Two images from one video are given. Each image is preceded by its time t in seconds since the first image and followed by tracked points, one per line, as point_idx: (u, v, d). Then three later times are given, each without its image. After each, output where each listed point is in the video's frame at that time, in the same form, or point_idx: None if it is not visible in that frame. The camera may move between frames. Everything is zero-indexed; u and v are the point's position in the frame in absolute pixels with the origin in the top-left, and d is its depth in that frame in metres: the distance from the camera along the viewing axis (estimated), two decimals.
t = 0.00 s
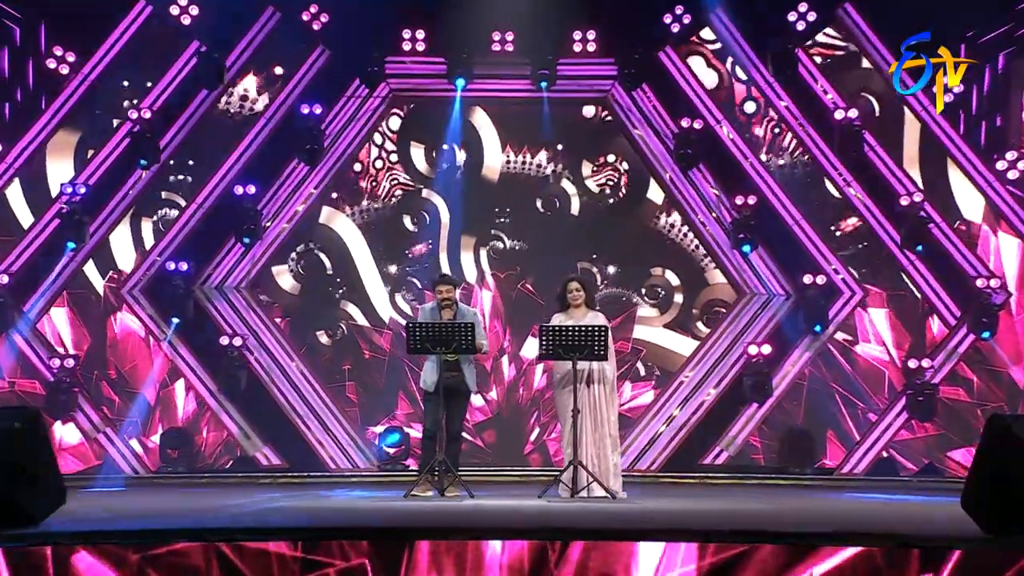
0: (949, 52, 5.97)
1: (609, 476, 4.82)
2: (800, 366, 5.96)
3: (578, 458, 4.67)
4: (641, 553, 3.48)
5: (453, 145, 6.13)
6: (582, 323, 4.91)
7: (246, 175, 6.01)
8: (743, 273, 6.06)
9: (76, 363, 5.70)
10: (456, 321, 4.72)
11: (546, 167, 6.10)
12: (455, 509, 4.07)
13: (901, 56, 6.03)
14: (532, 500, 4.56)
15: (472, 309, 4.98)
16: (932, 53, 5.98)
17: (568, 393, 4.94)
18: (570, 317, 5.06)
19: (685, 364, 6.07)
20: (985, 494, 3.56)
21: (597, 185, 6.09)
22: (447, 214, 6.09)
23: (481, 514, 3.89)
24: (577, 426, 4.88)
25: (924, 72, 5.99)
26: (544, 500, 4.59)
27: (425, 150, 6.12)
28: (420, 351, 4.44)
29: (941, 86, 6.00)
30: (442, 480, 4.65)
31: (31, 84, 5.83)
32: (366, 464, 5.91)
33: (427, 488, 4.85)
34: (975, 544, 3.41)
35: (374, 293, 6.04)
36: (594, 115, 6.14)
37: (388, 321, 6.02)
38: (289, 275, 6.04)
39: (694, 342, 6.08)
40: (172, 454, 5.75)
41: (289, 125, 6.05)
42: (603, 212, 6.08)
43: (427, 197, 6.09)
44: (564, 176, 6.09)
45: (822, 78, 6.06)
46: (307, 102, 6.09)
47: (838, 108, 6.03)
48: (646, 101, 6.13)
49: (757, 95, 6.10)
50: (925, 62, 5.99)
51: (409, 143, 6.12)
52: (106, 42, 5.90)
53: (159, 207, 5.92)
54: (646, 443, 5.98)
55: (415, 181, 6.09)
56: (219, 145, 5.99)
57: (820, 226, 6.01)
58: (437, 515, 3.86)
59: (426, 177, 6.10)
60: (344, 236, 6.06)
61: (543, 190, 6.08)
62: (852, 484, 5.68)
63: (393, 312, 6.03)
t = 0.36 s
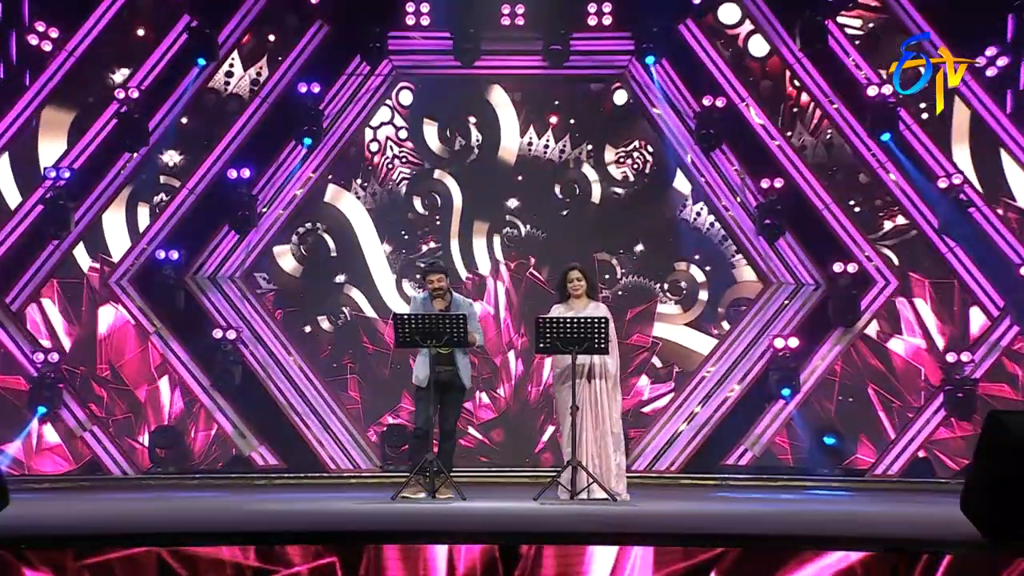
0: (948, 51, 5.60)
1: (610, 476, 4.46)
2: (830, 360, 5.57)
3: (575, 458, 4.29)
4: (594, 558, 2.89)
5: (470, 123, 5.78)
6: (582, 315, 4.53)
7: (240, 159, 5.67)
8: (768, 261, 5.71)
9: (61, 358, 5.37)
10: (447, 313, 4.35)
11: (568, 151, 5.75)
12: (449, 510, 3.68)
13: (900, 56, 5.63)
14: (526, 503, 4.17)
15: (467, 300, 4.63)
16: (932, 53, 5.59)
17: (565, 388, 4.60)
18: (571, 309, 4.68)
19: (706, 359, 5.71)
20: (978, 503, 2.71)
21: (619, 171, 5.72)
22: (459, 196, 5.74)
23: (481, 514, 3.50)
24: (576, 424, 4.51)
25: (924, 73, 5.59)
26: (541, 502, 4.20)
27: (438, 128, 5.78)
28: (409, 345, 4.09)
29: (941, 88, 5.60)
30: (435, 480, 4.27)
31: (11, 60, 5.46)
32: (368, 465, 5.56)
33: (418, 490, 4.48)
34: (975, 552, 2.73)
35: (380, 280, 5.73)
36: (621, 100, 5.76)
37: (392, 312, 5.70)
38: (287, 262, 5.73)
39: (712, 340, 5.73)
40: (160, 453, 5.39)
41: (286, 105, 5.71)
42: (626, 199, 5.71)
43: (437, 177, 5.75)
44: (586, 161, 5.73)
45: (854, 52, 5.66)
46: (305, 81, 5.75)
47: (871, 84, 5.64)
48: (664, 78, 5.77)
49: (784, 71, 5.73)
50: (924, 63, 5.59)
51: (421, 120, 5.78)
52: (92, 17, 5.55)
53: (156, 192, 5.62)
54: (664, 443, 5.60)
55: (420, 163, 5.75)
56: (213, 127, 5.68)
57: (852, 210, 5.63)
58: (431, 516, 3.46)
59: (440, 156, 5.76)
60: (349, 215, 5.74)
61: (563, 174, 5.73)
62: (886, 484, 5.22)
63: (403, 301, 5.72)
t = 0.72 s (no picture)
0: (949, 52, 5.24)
1: (620, 479, 4.08)
2: (872, 355, 5.19)
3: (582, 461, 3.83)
4: (551, 562, 2.78)
5: (495, 103, 5.44)
6: (592, 306, 4.09)
7: (243, 142, 5.37)
8: (806, 249, 5.33)
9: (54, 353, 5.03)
10: (448, 304, 3.91)
11: (594, 134, 5.39)
12: (447, 513, 3.29)
13: (900, 55, 5.28)
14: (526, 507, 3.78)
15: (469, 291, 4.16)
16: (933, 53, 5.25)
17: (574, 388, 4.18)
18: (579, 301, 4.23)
19: (740, 353, 5.34)
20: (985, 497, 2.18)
21: (654, 159, 5.38)
22: (481, 181, 5.40)
23: (487, 517, 3.20)
24: (585, 422, 4.11)
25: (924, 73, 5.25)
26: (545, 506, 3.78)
27: (461, 105, 5.43)
28: (406, 338, 3.75)
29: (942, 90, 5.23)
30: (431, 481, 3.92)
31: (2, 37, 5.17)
32: (379, 467, 5.24)
33: (416, 493, 4.05)
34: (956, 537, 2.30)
35: (395, 267, 5.40)
36: (648, 77, 5.41)
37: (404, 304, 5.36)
38: (295, 253, 5.40)
39: (742, 340, 5.36)
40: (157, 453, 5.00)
41: (292, 85, 5.41)
42: (657, 187, 5.37)
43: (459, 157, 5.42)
44: (617, 147, 5.38)
45: (898, 25, 5.30)
46: (311, 58, 5.43)
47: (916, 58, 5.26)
48: (694, 53, 5.39)
49: (823, 44, 5.36)
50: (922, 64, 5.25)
51: (442, 96, 5.44)
52: None
53: (156, 176, 5.31)
54: (695, 441, 5.24)
55: (435, 144, 5.42)
56: (215, 108, 5.37)
57: (897, 193, 5.25)
58: (430, 522, 3.13)
59: (461, 136, 5.42)
60: (365, 193, 5.42)
61: (592, 159, 5.38)
62: (934, 488, 4.74)
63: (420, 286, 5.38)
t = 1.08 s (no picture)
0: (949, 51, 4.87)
1: (630, 479, 3.84)
2: (917, 348, 4.85)
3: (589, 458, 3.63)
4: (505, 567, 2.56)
5: (523, 80, 5.13)
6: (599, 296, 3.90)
7: (248, 125, 5.09)
8: (846, 235, 4.99)
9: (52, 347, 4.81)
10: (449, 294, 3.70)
11: (624, 116, 5.08)
12: (443, 519, 3.10)
13: (900, 55, 4.96)
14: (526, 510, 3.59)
15: (470, 278, 3.98)
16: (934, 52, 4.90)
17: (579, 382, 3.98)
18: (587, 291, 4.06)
19: (776, 347, 5.01)
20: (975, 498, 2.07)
21: (691, 146, 5.06)
22: (508, 162, 5.12)
23: (484, 526, 3.03)
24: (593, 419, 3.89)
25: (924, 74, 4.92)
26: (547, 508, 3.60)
27: (490, 82, 5.13)
28: (404, 331, 3.54)
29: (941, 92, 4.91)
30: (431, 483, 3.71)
31: None
32: (392, 467, 4.97)
33: (416, 495, 3.85)
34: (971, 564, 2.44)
35: (416, 253, 5.11)
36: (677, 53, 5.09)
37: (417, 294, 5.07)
38: (304, 242, 5.12)
39: (773, 338, 5.03)
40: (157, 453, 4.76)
41: (299, 63, 5.12)
42: (687, 171, 5.06)
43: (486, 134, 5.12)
44: (653, 131, 5.07)
45: None
46: (318, 35, 5.13)
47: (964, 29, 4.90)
48: (726, 26, 5.06)
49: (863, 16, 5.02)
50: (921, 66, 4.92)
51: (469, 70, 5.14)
52: None
53: (157, 161, 5.03)
54: (727, 441, 4.93)
55: (453, 125, 5.13)
56: (218, 89, 5.08)
57: (943, 175, 4.91)
58: (425, 527, 3.01)
59: (486, 115, 5.13)
60: (383, 172, 5.12)
61: (624, 143, 5.07)
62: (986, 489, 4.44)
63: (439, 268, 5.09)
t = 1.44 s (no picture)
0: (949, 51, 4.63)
1: (638, 483, 3.52)
2: (966, 342, 4.51)
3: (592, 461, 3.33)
4: None
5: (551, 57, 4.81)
6: (605, 287, 3.57)
7: (250, 105, 4.79)
8: (888, 220, 4.65)
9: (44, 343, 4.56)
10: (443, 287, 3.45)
11: (662, 101, 4.76)
12: (453, 532, 2.79)
13: (899, 55, 4.66)
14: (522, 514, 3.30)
15: (470, 271, 3.69)
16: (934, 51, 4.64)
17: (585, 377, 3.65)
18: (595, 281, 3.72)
19: (811, 343, 4.67)
20: (983, 503, 2.07)
21: (732, 130, 4.73)
22: (533, 142, 4.80)
23: (489, 533, 2.77)
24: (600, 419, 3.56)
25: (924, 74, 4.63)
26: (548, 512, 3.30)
27: (516, 57, 4.81)
28: (397, 325, 3.24)
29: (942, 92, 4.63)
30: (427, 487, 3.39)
31: None
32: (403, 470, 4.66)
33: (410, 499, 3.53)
34: None
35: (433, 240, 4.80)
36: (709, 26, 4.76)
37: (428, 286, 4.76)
38: (309, 231, 4.81)
39: (805, 337, 4.68)
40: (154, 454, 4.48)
41: (305, 41, 4.82)
42: (718, 154, 4.73)
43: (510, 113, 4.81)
44: (689, 114, 4.75)
45: None
46: (324, 11, 4.83)
47: None
48: None
49: None
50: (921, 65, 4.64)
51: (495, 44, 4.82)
52: None
53: (153, 146, 4.75)
54: (761, 441, 4.60)
55: (469, 105, 4.81)
56: (218, 69, 4.79)
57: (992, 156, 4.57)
58: (414, 536, 2.76)
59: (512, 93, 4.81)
60: (400, 149, 4.81)
61: (658, 126, 4.75)
62: None
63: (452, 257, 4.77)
